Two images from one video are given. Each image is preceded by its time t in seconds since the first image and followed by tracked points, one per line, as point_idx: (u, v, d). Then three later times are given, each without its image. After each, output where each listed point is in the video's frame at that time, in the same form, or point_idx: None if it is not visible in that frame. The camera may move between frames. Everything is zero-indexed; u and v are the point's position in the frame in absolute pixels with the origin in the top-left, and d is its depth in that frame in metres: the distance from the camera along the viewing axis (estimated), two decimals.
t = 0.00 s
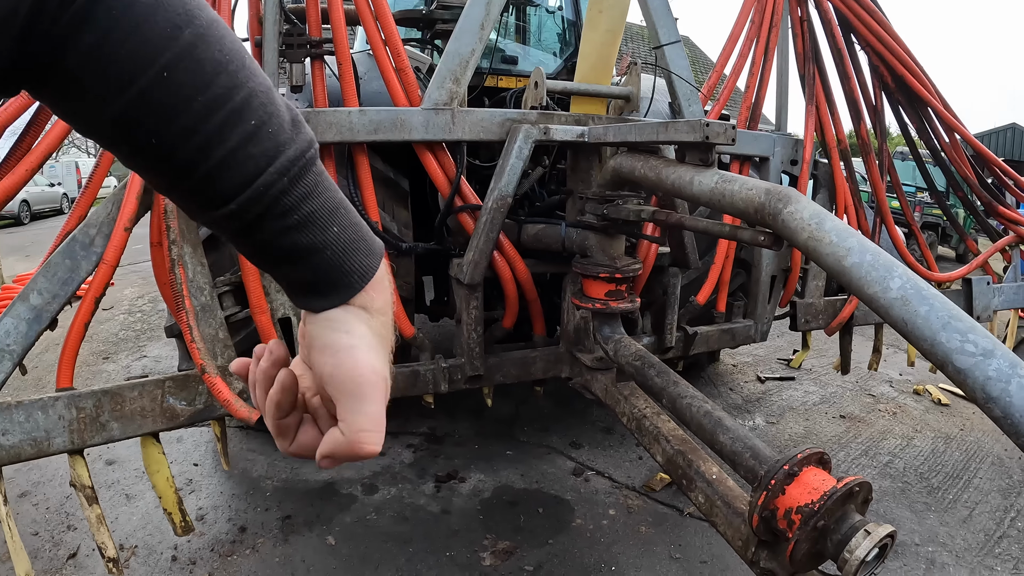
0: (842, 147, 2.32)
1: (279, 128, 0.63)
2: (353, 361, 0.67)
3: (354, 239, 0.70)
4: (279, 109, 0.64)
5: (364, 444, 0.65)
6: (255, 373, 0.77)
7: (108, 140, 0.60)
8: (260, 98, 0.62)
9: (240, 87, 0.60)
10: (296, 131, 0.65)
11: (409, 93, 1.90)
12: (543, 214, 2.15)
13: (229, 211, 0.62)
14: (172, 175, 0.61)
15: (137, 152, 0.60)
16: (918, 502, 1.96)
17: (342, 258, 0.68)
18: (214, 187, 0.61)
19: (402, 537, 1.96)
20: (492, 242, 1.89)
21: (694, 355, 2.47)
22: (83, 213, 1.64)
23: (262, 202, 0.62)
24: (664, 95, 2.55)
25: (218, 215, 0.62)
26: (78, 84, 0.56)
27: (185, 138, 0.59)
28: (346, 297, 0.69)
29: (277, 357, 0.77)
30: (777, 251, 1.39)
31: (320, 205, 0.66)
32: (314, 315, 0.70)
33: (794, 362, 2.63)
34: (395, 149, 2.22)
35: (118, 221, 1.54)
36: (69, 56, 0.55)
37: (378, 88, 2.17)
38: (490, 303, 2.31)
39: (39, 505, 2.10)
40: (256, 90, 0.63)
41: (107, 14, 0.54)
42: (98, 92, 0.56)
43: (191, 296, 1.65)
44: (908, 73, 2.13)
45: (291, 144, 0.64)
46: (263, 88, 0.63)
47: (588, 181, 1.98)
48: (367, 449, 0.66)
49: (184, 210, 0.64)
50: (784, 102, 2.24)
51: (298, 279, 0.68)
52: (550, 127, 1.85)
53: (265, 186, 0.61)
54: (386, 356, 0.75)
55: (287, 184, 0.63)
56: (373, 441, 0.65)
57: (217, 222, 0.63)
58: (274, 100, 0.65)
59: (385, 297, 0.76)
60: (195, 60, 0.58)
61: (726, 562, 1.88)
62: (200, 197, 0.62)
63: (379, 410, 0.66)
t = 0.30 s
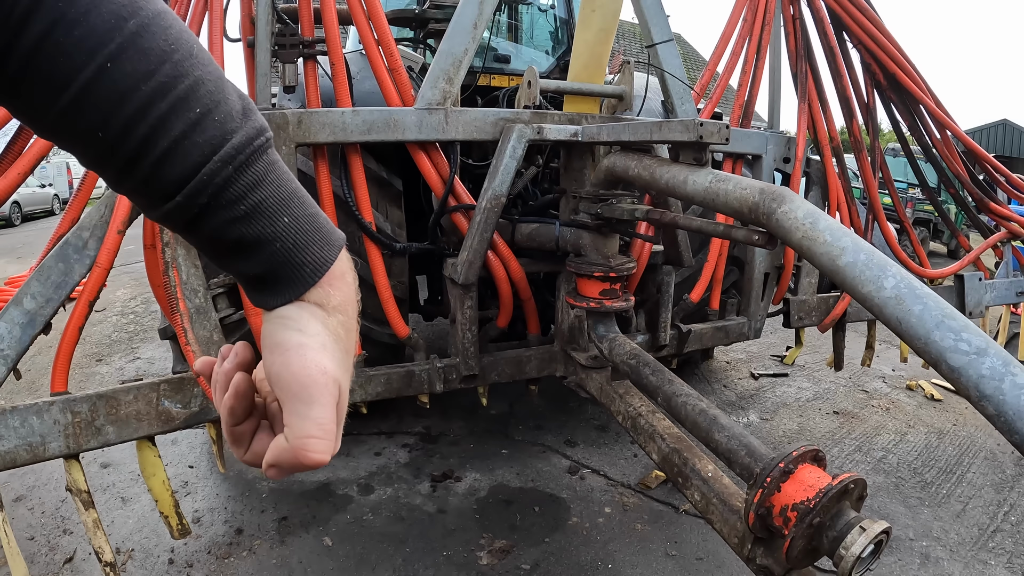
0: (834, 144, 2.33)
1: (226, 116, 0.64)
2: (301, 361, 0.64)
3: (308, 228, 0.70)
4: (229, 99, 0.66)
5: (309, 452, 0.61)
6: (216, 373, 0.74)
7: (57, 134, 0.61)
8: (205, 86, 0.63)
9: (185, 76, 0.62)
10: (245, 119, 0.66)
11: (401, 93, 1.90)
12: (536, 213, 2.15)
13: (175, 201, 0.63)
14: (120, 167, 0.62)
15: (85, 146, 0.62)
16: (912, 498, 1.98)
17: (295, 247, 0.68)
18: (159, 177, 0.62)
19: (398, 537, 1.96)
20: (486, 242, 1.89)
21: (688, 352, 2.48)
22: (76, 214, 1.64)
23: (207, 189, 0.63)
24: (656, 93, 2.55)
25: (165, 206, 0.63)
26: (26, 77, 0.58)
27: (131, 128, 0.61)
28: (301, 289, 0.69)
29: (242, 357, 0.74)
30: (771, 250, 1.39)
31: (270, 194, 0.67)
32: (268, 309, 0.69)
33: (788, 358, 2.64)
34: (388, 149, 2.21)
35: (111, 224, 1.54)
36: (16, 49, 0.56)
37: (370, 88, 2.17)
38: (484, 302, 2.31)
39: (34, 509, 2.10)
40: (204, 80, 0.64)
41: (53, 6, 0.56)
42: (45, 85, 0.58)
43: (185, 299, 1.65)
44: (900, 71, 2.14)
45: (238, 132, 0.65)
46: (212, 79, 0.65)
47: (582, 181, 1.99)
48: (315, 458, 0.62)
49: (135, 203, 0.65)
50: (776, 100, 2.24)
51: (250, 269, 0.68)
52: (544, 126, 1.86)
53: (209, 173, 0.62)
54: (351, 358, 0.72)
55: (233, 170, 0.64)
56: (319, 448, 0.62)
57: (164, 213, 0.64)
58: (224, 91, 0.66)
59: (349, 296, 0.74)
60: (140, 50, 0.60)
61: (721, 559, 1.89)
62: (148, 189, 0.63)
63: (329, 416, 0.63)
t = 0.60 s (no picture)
0: (838, 146, 2.33)
1: (219, 126, 0.64)
2: (304, 373, 0.64)
3: (306, 236, 0.70)
4: (221, 107, 0.66)
5: (313, 467, 0.61)
6: (222, 391, 0.75)
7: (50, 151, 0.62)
8: (197, 96, 0.63)
9: (177, 86, 0.62)
10: (240, 128, 0.66)
11: (407, 93, 1.89)
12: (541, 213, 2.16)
13: (172, 215, 0.63)
14: (115, 183, 0.63)
15: (80, 161, 0.62)
16: (913, 498, 1.99)
17: (294, 256, 0.69)
18: (154, 190, 0.62)
19: (402, 537, 1.96)
20: (491, 242, 1.90)
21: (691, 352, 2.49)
22: (83, 212, 1.62)
23: (204, 201, 0.63)
24: (660, 94, 2.56)
25: (163, 221, 0.64)
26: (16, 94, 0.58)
27: (125, 141, 0.61)
28: (303, 299, 0.69)
29: (247, 375, 0.75)
30: (777, 253, 1.39)
31: (267, 204, 0.67)
32: (270, 320, 0.69)
33: (790, 359, 2.65)
34: (392, 149, 2.21)
35: (117, 223, 1.54)
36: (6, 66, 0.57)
37: (375, 88, 2.17)
38: (488, 302, 2.32)
39: (38, 508, 2.10)
40: (197, 90, 0.64)
41: (41, 20, 0.57)
42: (35, 101, 0.59)
43: (191, 298, 1.65)
44: (903, 73, 2.14)
45: (233, 141, 0.65)
46: (204, 88, 0.65)
47: (587, 182, 2.00)
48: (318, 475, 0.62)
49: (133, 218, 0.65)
50: (780, 101, 2.25)
51: (250, 281, 0.68)
52: (550, 127, 1.86)
53: (205, 185, 0.63)
54: (356, 371, 0.72)
55: (229, 181, 0.64)
56: (324, 464, 0.61)
57: (161, 226, 0.64)
58: (217, 100, 0.66)
59: (352, 308, 0.75)
60: (130, 62, 0.60)
61: (725, 559, 1.90)
62: (145, 204, 0.63)
63: (333, 429, 0.63)
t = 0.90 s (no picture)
0: (842, 147, 2.33)
1: (197, 148, 0.65)
2: (285, 387, 0.65)
3: (285, 253, 0.70)
4: (200, 130, 0.67)
5: (299, 477, 0.62)
6: (214, 409, 0.76)
7: (33, 178, 0.63)
8: (175, 119, 0.64)
9: (154, 110, 0.63)
10: (217, 150, 0.67)
11: (413, 92, 1.90)
12: (545, 213, 2.16)
13: (152, 237, 0.64)
14: (96, 207, 0.64)
15: (63, 186, 0.63)
16: (914, 501, 1.99)
17: (273, 273, 0.69)
18: (135, 213, 0.63)
19: (404, 534, 1.97)
20: (496, 241, 1.90)
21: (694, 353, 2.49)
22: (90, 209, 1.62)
23: (183, 223, 0.64)
24: (666, 95, 2.56)
25: (144, 244, 0.65)
26: None
27: (105, 166, 0.62)
28: (282, 314, 0.70)
29: (235, 392, 0.76)
30: (781, 255, 1.39)
31: (246, 223, 0.67)
32: (251, 336, 0.70)
33: (792, 360, 2.65)
34: (397, 147, 2.22)
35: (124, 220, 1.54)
36: None
37: (381, 86, 2.17)
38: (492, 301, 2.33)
39: (41, 502, 2.11)
40: (174, 113, 0.65)
41: (24, 52, 0.59)
42: (17, 130, 0.60)
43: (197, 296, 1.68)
44: (909, 75, 2.14)
45: (211, 162, 0.66)
46: (181, 112, 0.66)
47: (592, 182, 2.01)
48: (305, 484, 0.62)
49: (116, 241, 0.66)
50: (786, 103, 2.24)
51: (230, 299, 0.69)
52: (555, 127, 1.86)
53: (183, 208, 0.63)
54: (339, 381, 0.73)
55: (208, 202, 0.64)
56: (309, 473, 0.62)
57: (143, 249, 0.65)
58: (195, 121, 0.67)
59: (332, 320, 0.76)
60: (108, 89, 0.61)
61: (726, 559, 1.90)
62: (127, 227, 0.65)
63: (317, 439, 0.64)
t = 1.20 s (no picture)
0: (854, 155, 2.31)
1: (169, 192, 0.66)
2: (293, 403, 0.66)
3: (270, 280, 0.70)
4: (169, 176, 0.67)
5: (325, 488, 0.62)
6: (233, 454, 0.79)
7: (16, 256, 0.64)
8: (143, 170, 0.65)
9: (121, 165, 0.64)
10: (188, 192, 0.67)
11: (426, 96, 1.91)
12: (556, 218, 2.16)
13: (139, 289, 0.65)
14: (80, 272, 0.65)
15: (43, 257, 0.64)
16: (919, 512, 1.98)
17: (262, 301, 0.69)
18: (118, 267, 0.64)
19: (408, 535, 1.98)
20: (506, 246, 1.91)
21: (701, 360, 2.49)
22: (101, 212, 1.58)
23: (165, 268, 0.64)
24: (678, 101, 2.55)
25: (132, 297, 0.66)
26: None
27: (82, 227, 0.63)
28: (277, 338, 0.70)
29: (250, 432, 0.79)
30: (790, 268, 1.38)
31: (228, 257, 0.68)
32: (252, 367, 0.70)
33: (801, 369, 2.64)
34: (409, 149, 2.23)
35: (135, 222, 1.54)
36: None
37: (393, 89, 2.18)
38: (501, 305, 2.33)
39: (50, 495, 2.14)
40: (141, 165, 0.66)
41: None
42: None
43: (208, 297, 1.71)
44: (923, 84, 2.12)
45: (186, 203, 0.66)
46: (148, 162, 0.67)
47: (604, 188, 2.01)
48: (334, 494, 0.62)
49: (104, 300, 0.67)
50: (799, 110, 2.23)
51: (224, 335, 0.69)
52: (566, 133, 1.87)
53: (164, 252, 0.64)
54: (350, 394, 0.73)
55: (187, 244, 0.65)
56: (334, 483, 0.62)
57: (132, 304, 0.66)
58: (163, 169, 0.68)
59: (329, 334, 0.76)
60: (75, 152, 0.63)
61: (729, 567, 1.90)
62: (113, 283, 0.65)
63: (334, 449, 0.64)
